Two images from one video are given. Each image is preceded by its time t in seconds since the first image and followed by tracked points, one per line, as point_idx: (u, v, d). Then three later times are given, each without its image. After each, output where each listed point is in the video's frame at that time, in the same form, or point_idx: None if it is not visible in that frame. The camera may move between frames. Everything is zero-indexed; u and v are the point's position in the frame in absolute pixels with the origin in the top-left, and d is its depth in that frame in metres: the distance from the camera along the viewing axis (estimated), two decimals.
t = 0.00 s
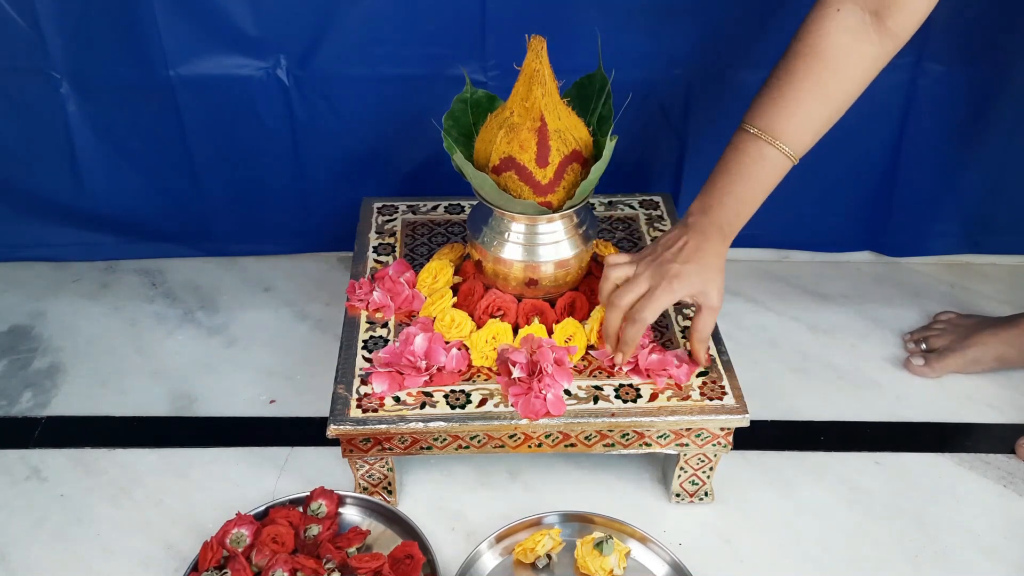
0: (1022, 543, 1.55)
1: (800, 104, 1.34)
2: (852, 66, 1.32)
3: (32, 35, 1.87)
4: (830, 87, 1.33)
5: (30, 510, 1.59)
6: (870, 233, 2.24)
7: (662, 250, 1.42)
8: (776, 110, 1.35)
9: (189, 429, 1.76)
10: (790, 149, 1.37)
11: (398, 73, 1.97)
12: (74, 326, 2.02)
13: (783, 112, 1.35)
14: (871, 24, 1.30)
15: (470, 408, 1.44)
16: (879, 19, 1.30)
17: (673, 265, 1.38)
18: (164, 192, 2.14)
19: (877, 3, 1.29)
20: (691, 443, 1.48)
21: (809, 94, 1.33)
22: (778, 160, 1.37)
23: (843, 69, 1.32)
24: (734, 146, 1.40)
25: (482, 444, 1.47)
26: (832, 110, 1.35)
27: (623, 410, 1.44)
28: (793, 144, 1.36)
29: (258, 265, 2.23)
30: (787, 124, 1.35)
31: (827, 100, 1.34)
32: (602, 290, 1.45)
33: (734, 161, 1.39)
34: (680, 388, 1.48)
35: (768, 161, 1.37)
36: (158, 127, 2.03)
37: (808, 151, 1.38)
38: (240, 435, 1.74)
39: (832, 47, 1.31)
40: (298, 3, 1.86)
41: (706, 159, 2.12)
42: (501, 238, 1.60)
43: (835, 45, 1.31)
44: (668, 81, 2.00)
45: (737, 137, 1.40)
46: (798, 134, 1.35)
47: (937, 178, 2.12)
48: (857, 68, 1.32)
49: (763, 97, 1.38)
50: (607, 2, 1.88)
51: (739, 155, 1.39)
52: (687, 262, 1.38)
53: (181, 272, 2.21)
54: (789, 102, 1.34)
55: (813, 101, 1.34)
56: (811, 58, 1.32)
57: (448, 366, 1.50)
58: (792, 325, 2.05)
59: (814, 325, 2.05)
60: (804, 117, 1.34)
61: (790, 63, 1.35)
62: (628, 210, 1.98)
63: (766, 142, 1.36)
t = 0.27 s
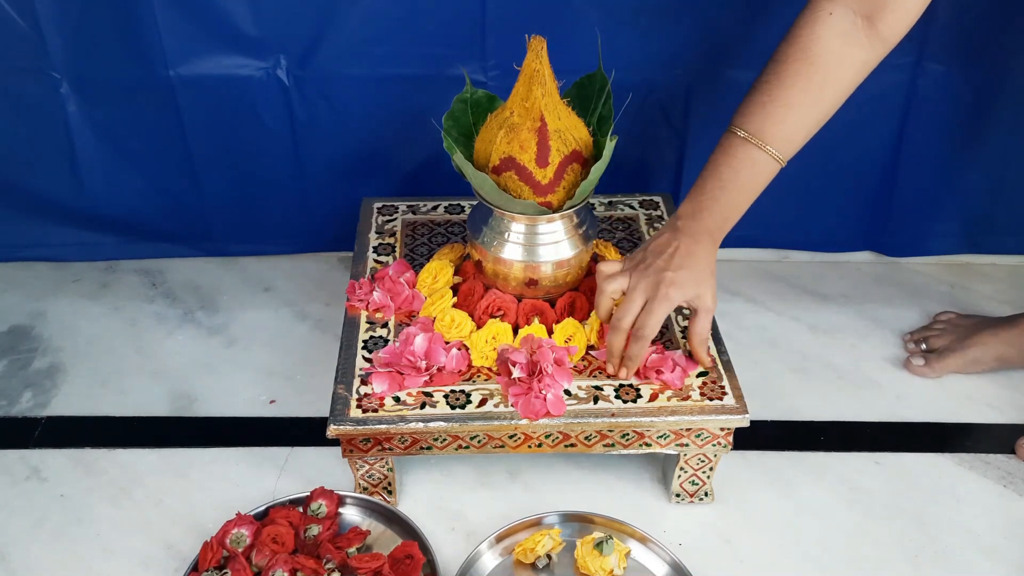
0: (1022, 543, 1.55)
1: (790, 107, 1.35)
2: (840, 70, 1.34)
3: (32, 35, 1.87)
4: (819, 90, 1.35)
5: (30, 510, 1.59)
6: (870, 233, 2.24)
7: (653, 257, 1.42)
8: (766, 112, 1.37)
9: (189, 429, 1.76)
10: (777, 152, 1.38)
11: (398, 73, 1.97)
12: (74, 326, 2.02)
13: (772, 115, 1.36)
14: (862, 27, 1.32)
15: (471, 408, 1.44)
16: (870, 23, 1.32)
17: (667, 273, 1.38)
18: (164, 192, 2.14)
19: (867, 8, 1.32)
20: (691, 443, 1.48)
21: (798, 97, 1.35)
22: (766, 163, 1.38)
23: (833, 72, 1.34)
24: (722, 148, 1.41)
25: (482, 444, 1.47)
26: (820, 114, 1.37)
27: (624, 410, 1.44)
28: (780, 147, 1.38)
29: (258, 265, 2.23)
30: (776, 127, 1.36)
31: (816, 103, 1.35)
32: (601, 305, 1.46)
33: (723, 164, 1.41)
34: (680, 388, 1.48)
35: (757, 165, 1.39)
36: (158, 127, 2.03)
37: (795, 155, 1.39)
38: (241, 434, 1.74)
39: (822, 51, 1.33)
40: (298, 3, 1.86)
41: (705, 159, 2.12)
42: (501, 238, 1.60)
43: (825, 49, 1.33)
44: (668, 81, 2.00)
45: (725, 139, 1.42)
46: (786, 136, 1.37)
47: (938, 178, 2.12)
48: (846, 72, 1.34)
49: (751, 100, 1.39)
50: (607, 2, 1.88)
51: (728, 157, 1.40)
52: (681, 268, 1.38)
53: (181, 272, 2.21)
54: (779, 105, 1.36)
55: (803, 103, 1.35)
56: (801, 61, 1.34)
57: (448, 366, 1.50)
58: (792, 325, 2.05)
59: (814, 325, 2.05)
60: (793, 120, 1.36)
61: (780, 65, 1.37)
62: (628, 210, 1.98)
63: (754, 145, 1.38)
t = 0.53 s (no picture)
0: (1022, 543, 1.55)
1: (798, 101, 1.35)
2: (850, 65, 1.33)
3: (33, 35, 1.88)
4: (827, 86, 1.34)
5: (30, 510, 1.59)
6: (870, 233, 2.24)
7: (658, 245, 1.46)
8: (774, 108, 1.36)
9: (189, 429, 1.76)
10: (787, 146, 1.38)
11: (398, 73, 1.97)
12: (74, 326, 2.02)
13: (780, 110, 1.36)
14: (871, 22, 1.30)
15: (471, 408, 1.44)
16: (880, 16, 1.30)
17: (670, 261, 1.42)
18: (164, 192, 2.14)
19: (878, 1, 1.30)
20: (691, 443, 1.48)
21: (808, 92, 1.34)
22: (775, 158, 1.39)
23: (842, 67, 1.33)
24: (730, 142, 1.42)
25: (482, 444, 1.47)
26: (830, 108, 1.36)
27: (624, 410, 1.44)
28: (790, 141, 1.38)
29: (258, 265, 2.23)
30: (784, 122, 1.36)
31: (825, 99, 1.35)
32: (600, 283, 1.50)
33: (732, 158, 1.41)
34: (680, 388, 1.48)
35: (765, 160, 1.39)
36: (158, 127, 2.03)
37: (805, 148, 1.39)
38: (240, 434, 1.74)
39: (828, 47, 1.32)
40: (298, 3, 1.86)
41: (705, 159, 2.12)
42: (501, 238, 1.60)
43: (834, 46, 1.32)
44: (668, 81, 2.00)
45: (734, 133, 1.42)
46: (794, 131, 1.37)
47: (938, 178, 2.12)
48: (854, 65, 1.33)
49: (759, 94, 1.39)
50: (607, 2, 1.88)
51: (736, 152, 1.40)
52: (683, 258, 1.42)
53: (181, 272, 2.21)
54: (786, 100, 1.35)
55: (811, 99, 1.35)
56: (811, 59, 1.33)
57: (448, 366, 1.50)
58: (792, 325, 2.05)
59: (814, 325, 2.05)
60: (802, 114, 1.36)
61: (789, 60, 1.36)
62: (628, 210, 1.98)
63: (762, 140, 1.38)
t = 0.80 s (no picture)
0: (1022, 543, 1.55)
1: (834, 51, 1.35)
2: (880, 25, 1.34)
3: (33, 35, 1.88)
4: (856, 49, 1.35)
5: (30, 510, 1.59)
6: (870, 233, 2.24)
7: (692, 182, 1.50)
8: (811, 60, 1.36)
9: (189, 429, 1.76)
10: (826, 101, 1.38)
11: (398, 73, 1.97)
12: (74, 326, 2.02)
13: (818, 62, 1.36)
14: None
15: (470, 408, 1.44)
16: None
17: (695, 189, 1.46)
18: (164, 192, 2.14)
19: None
20: (691, 443, 1.48)
21: (843, 42, 1.35)
22: (812, 113, 1.38)
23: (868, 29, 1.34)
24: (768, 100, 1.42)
25: (482, 444, 1.47)
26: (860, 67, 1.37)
27: (623, 410, 1.44)
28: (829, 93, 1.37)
29: (258, 265, 2.23)
30: (822, 73, 1.36)
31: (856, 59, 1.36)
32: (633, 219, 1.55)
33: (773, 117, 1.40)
34: (680, 388, 1.48)
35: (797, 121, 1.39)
36: (158, 127, 2.03)
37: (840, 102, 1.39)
38: (240, 434, 1.74)
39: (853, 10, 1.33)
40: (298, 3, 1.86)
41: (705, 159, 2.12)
42: (501, 238, 1.60)
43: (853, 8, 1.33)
44: (668, 81, 2.00)
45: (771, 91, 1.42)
46: (832, 82, 1.36)
47: (938, 178, 2.12)
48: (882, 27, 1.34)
49: (794, 49, 1.40)
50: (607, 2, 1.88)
51: (773, 109, 1.40)
52: (707, 185, 1.45)
53: (181, 272, 2.21)
54: (823, 52, 1.35)
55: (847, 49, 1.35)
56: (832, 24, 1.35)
57: (448, 366, 1.50)
58: (792, 325, 2.05)
59: (815, 325, 2.05)
60: (838, 65, 1.35)
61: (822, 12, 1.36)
62: (628, 210, 1.98)
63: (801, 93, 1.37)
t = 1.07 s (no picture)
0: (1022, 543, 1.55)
1: None
2: None
3: (32, 35, 1.87)
4: None
5: (30, 510, 1.59)
6: (870, 233, 2.24)
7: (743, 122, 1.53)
8: None
9: (189, 429, 1.76)
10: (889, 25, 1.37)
11: (398, 73, 1.97)
12: (74, 326, 2.02)
13: None
14: None
15: (470, 408, 1.45)
16: None
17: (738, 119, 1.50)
18: (164, 192, 2.14)
19: None
20: (691, 443, 1.48)
21: None
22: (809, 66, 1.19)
23: None
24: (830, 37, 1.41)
25: (482, 444, 1.47)
26: None
27: (623, 410, 1.44)
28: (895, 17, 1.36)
29: (258, 265, 2.23)
30: None
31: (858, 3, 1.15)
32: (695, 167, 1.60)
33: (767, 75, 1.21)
34: (680, 388, 1.48)
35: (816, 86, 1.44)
36: (158, 127, 2.03)
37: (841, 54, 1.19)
38: (240, 435, 1.74)
39: None
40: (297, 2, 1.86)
41: (705, 159, 2.12)
42: (501, 238, 1.60)
43: None
44: (669, 81, 2.00)
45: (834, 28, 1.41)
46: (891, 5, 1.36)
47: (938, 178, 2.11)
48: None
49: None
50: (607, 2, 1.88)
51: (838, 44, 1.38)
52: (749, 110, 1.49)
53: (181, 272, 2.21)
54: None
55: None
56: None
57: (448, 366, 1.50)
58: (792, 325, 2.05)
59: (815, 325, 2.05)
60: None
61: None
62: (628, 210, 1.98)
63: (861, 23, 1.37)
